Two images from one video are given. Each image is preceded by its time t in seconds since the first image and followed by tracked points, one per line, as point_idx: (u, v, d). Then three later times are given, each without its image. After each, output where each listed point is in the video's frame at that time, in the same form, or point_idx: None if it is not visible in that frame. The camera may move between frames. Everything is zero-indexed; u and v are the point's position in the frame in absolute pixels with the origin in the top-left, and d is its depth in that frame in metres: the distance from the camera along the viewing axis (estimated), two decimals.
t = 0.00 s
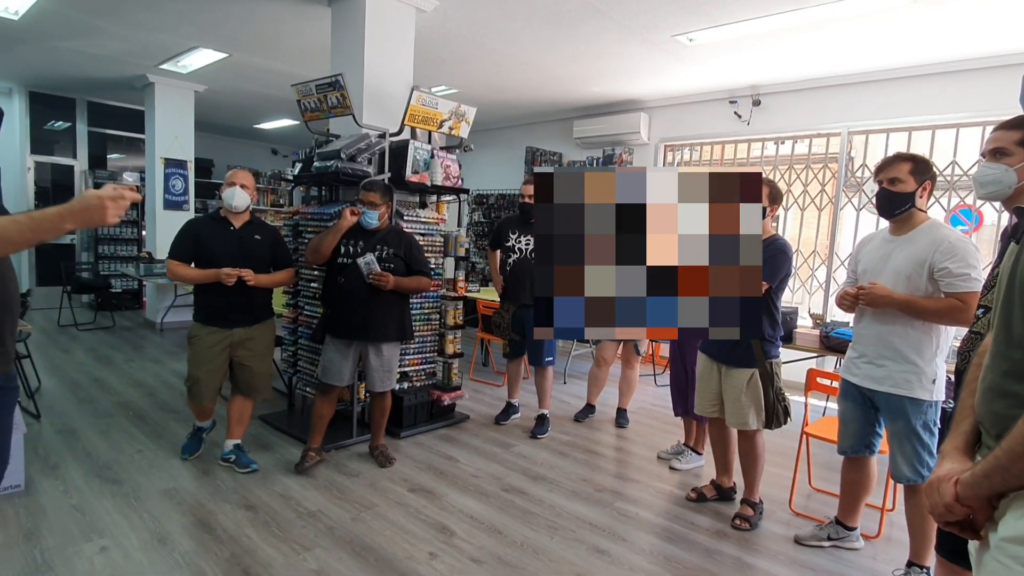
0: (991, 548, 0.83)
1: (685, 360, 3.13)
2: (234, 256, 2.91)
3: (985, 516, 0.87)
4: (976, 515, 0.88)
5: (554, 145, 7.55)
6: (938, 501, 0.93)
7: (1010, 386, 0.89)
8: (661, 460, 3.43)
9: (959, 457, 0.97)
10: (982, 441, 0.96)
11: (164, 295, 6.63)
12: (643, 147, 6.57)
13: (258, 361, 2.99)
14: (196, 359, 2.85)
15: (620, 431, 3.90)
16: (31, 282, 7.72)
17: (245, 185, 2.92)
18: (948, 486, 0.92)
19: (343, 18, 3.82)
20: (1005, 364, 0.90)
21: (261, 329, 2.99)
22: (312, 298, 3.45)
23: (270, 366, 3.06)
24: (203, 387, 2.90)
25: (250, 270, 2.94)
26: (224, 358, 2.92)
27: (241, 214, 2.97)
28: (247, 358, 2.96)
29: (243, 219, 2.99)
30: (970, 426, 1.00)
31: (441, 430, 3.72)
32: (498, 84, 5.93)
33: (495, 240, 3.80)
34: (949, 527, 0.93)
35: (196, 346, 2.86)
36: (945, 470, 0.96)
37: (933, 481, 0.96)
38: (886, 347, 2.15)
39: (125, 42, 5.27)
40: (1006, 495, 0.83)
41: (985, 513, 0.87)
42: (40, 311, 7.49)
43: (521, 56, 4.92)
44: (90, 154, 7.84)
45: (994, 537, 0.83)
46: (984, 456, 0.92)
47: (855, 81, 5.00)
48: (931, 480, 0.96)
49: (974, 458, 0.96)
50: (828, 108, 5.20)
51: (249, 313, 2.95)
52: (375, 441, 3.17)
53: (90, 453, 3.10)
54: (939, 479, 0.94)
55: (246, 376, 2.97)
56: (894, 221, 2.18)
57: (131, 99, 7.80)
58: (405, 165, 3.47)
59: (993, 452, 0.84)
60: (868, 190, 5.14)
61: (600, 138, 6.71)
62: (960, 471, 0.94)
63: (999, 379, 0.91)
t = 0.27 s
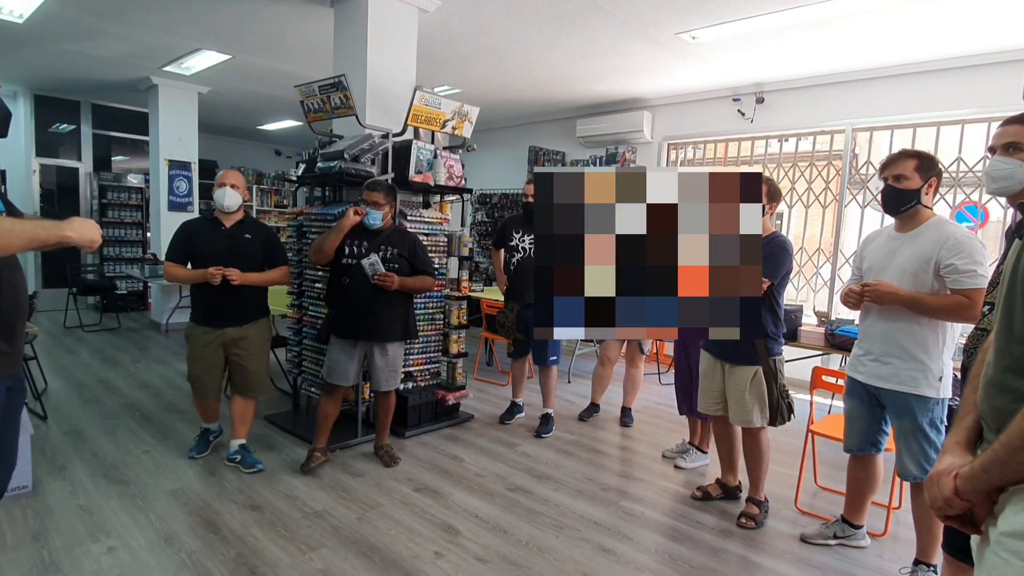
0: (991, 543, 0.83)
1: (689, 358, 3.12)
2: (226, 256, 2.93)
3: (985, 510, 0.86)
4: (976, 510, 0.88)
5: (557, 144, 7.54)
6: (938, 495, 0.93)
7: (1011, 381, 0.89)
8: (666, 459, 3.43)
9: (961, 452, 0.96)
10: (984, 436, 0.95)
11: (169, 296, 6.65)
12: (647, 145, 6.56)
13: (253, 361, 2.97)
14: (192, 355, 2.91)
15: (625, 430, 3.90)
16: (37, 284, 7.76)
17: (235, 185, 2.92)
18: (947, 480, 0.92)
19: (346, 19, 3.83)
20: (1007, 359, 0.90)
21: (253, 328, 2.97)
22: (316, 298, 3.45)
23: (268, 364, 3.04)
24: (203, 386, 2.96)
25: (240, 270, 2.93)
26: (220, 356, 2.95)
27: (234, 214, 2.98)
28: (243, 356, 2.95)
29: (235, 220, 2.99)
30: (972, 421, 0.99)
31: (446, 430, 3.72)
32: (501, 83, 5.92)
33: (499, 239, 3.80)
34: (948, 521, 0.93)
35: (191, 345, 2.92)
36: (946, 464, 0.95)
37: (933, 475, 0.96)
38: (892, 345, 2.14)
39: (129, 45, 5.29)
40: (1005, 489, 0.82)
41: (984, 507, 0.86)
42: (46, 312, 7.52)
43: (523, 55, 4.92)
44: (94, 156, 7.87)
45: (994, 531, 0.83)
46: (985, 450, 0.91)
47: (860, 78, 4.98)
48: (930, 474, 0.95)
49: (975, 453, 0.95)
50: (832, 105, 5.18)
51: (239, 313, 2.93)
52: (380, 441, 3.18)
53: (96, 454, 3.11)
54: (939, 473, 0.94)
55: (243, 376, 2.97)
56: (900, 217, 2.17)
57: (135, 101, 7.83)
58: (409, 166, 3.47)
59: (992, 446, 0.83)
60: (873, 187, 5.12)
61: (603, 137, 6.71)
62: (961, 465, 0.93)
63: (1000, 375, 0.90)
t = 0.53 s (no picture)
0: (1000, 544, 0.82)
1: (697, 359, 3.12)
2: (217, 259, 2.94)
3: (994, 510, 0.85)
4: (985, 510, 0.87)
5: (563, 145, 7.54)
6: (946, 495, 0.92)
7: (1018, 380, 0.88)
8: (675, 460, 3.41)
9: (970, 452, 0.95)
10: (994, 437, 0.94)
11: (178, 299, 6.70)
12: (653, 146, 6.55)
13: (245, 361, 2.97)
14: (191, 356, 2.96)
15: (632, 431, 3.89)
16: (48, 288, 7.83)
17: (230, 188, 2.96)
18: (955, 480, 0.91)
19: (352, 22, 3.84)
20: (1013, 358, 0.89)
21: (245, 329, 2.96)
22: (324, 300, 3.47)
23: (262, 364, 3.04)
24: (200, 381, 3.00)
25: (231, 272, 2.94)
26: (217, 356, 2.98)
27: (227, 217, 3.00)
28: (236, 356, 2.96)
29: (229, 221, 3.01)
30: (982, 421, 0.98)
31: (453, 431, 3.73)
32: (506, 84, 5.93)
33: (505, 240, 3.81)
34: (958, 522, 0.92)
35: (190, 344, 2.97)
36: (955, 465, 0.94)
37: (941, 476, 0.95)
38: (903, 344, 2.13)
39: (137, 50, 5.34)
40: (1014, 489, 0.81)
41: (993, 507, 0.85)
42: (57, 316, 7.59)
43: (529, 56, 4.93)
44: (104, 160, 7.94)
45: (1003, 532, 0.82)
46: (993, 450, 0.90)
47: (867, 76, 4.95)
48: (939, 474, 0.94)
49: (984, 453, 0.94)
50: (840, 103, 5.15)
51: (233, 315, 2.95)
52: (388, 442, 3.18)
53: (108, 456, 3.14)
54: (948, 473, 0.93)
55: (251, 378, 2.99)
56: (909, 216, 2.15)
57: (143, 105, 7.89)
58: (415, 168, 3.49)
59: (1000, 446, 0.83)
60: (881, 186, 5.08)
61: (609, 137, 6.70)
62: (969, 465, 0.92)
63: (1008, 373, 0.90)
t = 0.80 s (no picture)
0: (998, 547, 0.82)
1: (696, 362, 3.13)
2: (209, 264, 2.94)
3: (993, 513, 0.85)
4: (984, 513, 0.87)
5: (562, 148, 7.55)
6: (944, 497, 0.92)
7: (1014, 381, 0.89)
8: (674, 463, 3.41)
9: (968, 455, 0.95)
10: (993, 439, 0.94)
11: (177, 303, 6.69)
12: (651, 149, 6.56)
13: (238, 363, 2.98)
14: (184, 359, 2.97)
15: (632, 434, 3.89)
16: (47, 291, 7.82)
17: (222, 192, 2.94)
18: (953, 483, 0.91)
19: (351, 26, 3.85)
20: (1010, 361, 0.90)
21: (238, 332, 2.97)
22: (323, 304, 3.46)
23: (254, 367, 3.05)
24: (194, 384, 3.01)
25: (224, 277, 2.95)
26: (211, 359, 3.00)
27: (219, 221, 3.00)
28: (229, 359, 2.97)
29: (220, 226, 3.02)
30: (980, 424, 0.98)
31: (453, 435, 3.72)
32: (505, 88, 5.93)
33: (504, 243, 3.81)
34: (957, 524, 0.92)
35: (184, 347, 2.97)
36: (953, 468, 0.94)
37: (940, 479, 0.95)
38: (902, 347, 2.13)
39: (137, 53, 5.34)
40: (1012, 493, 0.82)
41: (992, 510, 0.85)
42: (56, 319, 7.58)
43: (528, 60, 4.94)
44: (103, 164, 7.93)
45: (1002, 534, 0.82)
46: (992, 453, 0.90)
47: (865, 80, 4.97)
48: (937, 477, 0.94)
49: (982, 456, 0.94)
50: (838, 106, 5.16)
51: (227, 318, 2.95)
52: (387, 446, 3.18)
53: (106, 461, 3.13)
54: (946, 476, 0.93)
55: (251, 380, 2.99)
56: (908, 219, 2.16)
57: (143, 109, 7.89)
58: (414, 170, 3.49)
59: (997, 449, 0.83)
60: (879, 189, 5.10)
61: (608, 140, 6.71)
62: (967, 468, 0.92)
63: (1006, 376, 0.90)
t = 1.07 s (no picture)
0: (1009, 548, 0.81)
1: (704, 360, 3.12)
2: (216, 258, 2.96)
3: (1003, 513, 0.84)
4: (994, 513, 0.86)
5: (569, 145, 7.53)
6: (954, 497, 0.91)
7: None
8: (681, 461, 3.40)
9: (979, 455, 0.94)
10: (1004, 439, 0.94)
11: (185, 299, 6.73)
12: (659, 146, 6.54)
13: (246, 355, 3.02)
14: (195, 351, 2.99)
15: (638, 432, 3.88)
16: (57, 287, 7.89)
17: (225, 189, 2.98)
18: (964, 482, 0.90)
19: (360, 23, 3.86)
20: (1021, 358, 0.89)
21: (247, 325, 3.01)
22: (331, 300, 3.48)
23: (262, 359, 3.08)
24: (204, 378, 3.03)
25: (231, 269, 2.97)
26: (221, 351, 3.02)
27: (223, 217, 3.02)
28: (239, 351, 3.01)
29: (225, 221, 3.04)
30: (991, 424, 0.98)
31: (459, 432, 3.73)
32: (513, 85, 5.92)
33: (512, 241, 3.80)
34: (967, 525, 0.91)
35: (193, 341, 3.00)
36: (963, 467, 0.93)
37: (950, 479, 0.94)
38: (912, 346, 2.11)
39: (146, 51, 5.37)
40: None
41: (1003, 510, 0.84)
42: (66, 315, 7.65)
43: (536, 57, 4.92)
44: (113, 161, 7.99)
45: (1012, 534, 0.81)
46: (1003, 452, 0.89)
47: (876, 76, 4.93)
48: (947, 477, 0.93)
49: (994, 456, 0.93)
50: (848, 103, 5.12)
51: (236, 311, 2.97)
52: (394, 443, 3.18)
53: (116, 455, 3.16)
54: (956, 475, 0.92)
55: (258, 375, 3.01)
56: (921, 219, 2.14)
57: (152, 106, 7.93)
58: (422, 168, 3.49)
59: (1009, 448, 0.82)
60: (890, 186, 5.06)
61: (616, 137, 6.69)
62: (978, 468, 0.91)
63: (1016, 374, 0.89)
